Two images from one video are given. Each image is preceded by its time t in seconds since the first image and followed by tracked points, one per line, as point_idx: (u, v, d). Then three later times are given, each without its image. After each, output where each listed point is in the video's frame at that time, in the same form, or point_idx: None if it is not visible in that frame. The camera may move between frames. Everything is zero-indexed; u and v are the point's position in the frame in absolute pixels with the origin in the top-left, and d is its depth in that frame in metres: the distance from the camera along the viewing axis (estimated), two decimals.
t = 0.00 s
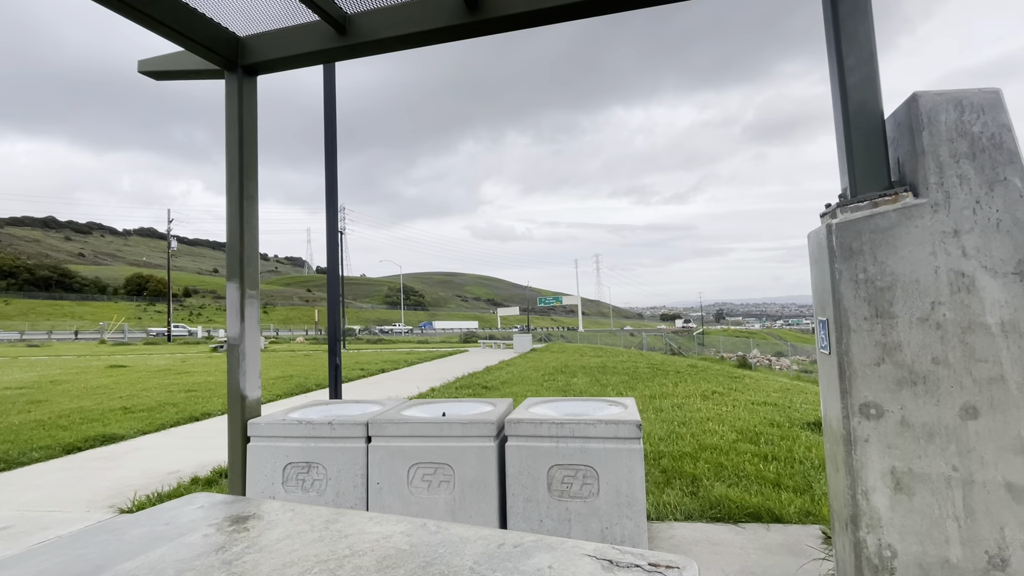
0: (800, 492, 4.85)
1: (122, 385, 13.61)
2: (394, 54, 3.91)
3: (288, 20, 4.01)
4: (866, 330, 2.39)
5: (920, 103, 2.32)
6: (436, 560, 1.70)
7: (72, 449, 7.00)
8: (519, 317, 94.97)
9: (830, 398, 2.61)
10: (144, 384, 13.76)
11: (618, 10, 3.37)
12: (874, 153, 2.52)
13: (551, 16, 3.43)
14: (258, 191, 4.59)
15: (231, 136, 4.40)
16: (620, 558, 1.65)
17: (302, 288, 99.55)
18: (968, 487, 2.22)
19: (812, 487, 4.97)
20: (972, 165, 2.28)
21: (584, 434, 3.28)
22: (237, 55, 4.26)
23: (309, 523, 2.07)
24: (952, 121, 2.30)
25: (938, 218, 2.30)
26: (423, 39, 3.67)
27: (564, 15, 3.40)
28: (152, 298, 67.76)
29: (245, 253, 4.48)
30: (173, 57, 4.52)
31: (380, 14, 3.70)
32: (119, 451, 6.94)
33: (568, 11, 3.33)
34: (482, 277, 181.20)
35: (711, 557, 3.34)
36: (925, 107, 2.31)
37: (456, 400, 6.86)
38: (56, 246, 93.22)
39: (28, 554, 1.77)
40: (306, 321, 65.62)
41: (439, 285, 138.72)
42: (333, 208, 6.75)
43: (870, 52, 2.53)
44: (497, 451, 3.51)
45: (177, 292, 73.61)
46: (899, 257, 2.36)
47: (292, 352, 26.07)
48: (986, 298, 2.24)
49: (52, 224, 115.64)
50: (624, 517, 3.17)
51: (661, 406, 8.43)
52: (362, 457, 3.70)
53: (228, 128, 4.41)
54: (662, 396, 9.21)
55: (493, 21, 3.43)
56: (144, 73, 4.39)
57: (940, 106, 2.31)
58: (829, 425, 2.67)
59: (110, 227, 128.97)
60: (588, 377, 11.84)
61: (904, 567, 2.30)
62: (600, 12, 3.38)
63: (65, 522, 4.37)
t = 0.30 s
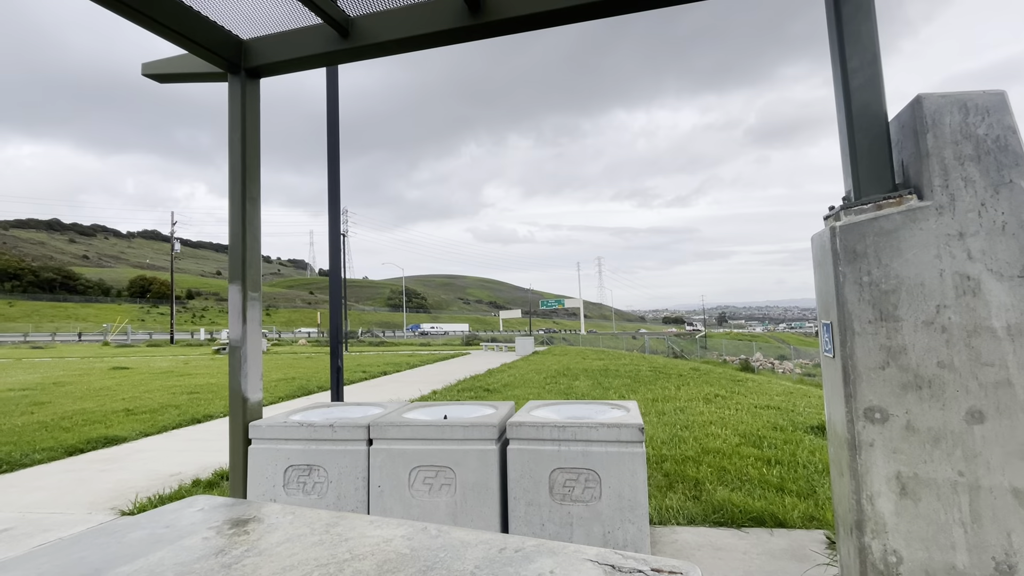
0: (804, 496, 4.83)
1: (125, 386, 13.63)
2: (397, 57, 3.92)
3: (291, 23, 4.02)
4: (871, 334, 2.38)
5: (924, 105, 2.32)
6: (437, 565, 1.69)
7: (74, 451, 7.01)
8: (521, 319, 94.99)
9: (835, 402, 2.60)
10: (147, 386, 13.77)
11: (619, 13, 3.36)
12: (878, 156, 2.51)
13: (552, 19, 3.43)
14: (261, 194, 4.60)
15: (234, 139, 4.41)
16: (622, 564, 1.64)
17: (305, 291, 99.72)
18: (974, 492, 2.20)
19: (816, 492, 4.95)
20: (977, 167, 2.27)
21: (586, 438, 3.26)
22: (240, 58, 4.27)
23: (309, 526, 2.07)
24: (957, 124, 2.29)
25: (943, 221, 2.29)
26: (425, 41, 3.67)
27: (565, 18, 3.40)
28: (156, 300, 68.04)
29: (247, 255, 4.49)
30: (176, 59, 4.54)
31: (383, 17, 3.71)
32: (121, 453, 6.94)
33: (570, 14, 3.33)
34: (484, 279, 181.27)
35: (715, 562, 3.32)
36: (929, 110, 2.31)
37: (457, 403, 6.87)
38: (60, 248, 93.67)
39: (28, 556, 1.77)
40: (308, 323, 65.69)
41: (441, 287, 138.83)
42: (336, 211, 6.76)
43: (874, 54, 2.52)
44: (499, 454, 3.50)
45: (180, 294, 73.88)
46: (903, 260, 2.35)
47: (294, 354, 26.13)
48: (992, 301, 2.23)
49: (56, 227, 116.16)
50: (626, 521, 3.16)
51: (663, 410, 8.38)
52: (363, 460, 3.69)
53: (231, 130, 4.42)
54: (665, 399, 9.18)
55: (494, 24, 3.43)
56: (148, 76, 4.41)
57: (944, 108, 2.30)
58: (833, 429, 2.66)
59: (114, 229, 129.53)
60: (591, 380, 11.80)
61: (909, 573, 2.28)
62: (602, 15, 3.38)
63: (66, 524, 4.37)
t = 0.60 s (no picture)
0: (807, 502, 4.81)
1: (126, 389, 13.65)
2: (399, 61, 3.93)
3: (294, 27, 4.03)
4: (875, 339, 2.38)
5: (929, 110, 2.31)
6: (438, 572, 1.69)
7: (76, 453, 7.02)
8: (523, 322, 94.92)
9: (839, 408, 2.59)
10: (149, 388, 13.77)
11: (621, 16, 3.37)
12: (882, 160, 2.51)
13: (554, 24, 3.43)
14: (263, 197, 4.61)
15: (237, 142, 4.43)
16: (624, 572, 1.63)
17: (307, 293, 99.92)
18: (979, 500, 2.19)
19: (819, 497, 4.93)
20: (981, 172, 2.26)
21: (588, 443, 3.26)
22: (244, 62, 4.29)
23: (310, 532, 2.06)
24: (960, 129, 2.28)
25: (947, 226, 2.29)
26: (427, 45, 3.68)
27: (567, 22, 3.40)
28: (158, 303, 68.21)
29: (250, 258, 4.49)
30: (180, 63, 4.55)
31: (386, 22, 3.72)
32: (121, 456, 6.93)
33: (573, 18, 3.33)
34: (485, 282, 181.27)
35: (717, 568, 3.30)
36: (933, 114, 2.30)
37: (459, 407, 6.87)
38: (63, 250, 94.00)
39: (28, 562, 1.76)
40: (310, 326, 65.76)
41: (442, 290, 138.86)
42: (338, 214, 6.77)
43: (878, 59, 2.51)
44: (500, 458, 3.50)
45: (183, 296, 73.99)
46: (907, 265, 2.34)
47: (296, 357, 26.16)
48: (997, 307, 2.22)
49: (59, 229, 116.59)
50: (628, 526, 3.15)
51: (665, 413, 8.35)
52: (364, 464, 3.69)
53: (234, 134, 4.44)
54: (666, 403, 9.15)
55: (496, 28, 3.44)
56: (151, 79, 4.42)
57: (949, 113, 2.30)
58: (837, 435, 2.65)
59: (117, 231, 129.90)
60: (592, 383, 11.77)
61: None
62: (603, 19, 3.38)
63: (67, 527, 4.37)
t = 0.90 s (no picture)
0: (809, 506, 4.80)
1: (128, 390, 13.64)
2: (401, 65, 3.94)
3: (295, 31, 4.05)
4: (876, 344, 2.36)
5: (930, 114, 2.31)
6: None
7: (77, 455, 7.02)
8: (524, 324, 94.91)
9: (840, 412, 2.58)
10: (150, 390, 13.76)
11: (621, 21, 3.37)
12: (883, 165, 2.50)
13: (554, 28, 3.43)
14: (265, 200, 4.61)
15: (239, 145, 4.44)
16: None
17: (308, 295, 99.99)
18: (981, 506, 2.18)
19: (820, 501, 4.91)
20: (983, 177, 2.26)
21: (589, 447, 3.26)
22: (246, 66, 4.30)
23: (309, 537, 2.06)
24: (962, 133, 2.28)
25: (948, 231, 2.28)
26: (428, 49, 3.69)
27: (567, 27, 3.40)
28: (160, 304, 68.34)
29: (250, 261, 4.50)
30: (182, 67, 4.56)
31: (387, 26, 3.73)
32: (122, 458, 6.93)
33: (574, 22, 3.34)
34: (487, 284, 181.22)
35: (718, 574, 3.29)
36: (934, 119, 2.30)
37: (460, 410, 6.86)
38: (66, 252, 94.28)
39: (28, 566, 1.76)
40: (311, 327, 65.84)
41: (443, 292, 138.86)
42: (339, 216, 6.78)
43: (878, 63, 2.51)
44: (501, 462, 3.49)
45: (184, 298, 74.00)
46: (909, 270, 2.34)
47: (297, 359, 26.13)
48: (999, 312, 2.21)
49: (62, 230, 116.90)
50: (629, 531, 3.14)
51: (666, 416, 8.32)
52: (365, 467, 3.69)
53: (236, 137, 4.45)
54: (667, 406, 9.13)
55: (497, 32, 3.44)
56: (153, 83, 4.44)
57: (950, 117, 2.29)
58: (839, 440, 2.64)
59: (119, 233, 130.26)
60: (593, 386, 11.75)
61: None
62: (603, 24, 3.38)
63: (67, 530, 4.37)
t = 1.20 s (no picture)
0: (811, 509, 4.79)
1: (130, 392, 13.69)
2: (403, 68, 3.94)
3: (297, 34, 4.06)
4: (878, 347, 2.36)
5: (932, 116, 2.30)
6: None
7: (79, 457, 7.03)
8: (525, 325, 94.62)
9: (842, 415, 2.58)
10: (152, 391, 13.78)
11: (623, 23, 3.36)
12: (885, 167, 2.50)
13: (556, 30, 3.43)
14: (267, 202, 4.63)
15: (241, 148, 4.45)
16: None
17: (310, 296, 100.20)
18: (984, 510, 2.17)
19: (822, 505, 4.90)
20: (985, 179, 2.25)
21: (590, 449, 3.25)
22: (248, 69, 4.32)
23: (311, 539, 2.06)
24: (965, 135, 2.27)
25: (951, 234, 2.28)
26: (429, 52, 3.69)
27: (569, 29, 3.40)
28: (163, 306, 68.56)
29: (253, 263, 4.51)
30: (185, 70, 4.58)
31: (389, 29, 3.74)
32: (124, 460, 6.94)
33: (576, 25, 3.34)
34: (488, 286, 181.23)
35: None
36: (936, 121, 2.29)
37: (461, 413, 6.90)
38: (69, 253, 94.64)
39: (30, 568, 1.76)
40: (313, 329, 65.98)
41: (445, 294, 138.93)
42: (341, 218, 6.80)
43: (880, 65, 2.51)
44: (502, 465, 3.49)
45: (186, 299, 74.04)
46: (911, 273, 2.33)
47: (298, 360, 26.16)
48: (1002, 315, 2.21)
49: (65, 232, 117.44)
50: (630, 534, 3.13)
51: (668, 418, 8.31)
52: (366, 470, 3.68)
53: (238, 139, 4.46)
54: (669, 408, 9.11)
55: (498, 35, 3.45)
56: (156, 86, 4.46)
57: (952, 120, 2.29)
58: (841, 443, 2.63)
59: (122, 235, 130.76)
60: (594, 388, 11.72)
61: None
62: (605, 26, 3.38)
63: (69, 531, 4.37)
